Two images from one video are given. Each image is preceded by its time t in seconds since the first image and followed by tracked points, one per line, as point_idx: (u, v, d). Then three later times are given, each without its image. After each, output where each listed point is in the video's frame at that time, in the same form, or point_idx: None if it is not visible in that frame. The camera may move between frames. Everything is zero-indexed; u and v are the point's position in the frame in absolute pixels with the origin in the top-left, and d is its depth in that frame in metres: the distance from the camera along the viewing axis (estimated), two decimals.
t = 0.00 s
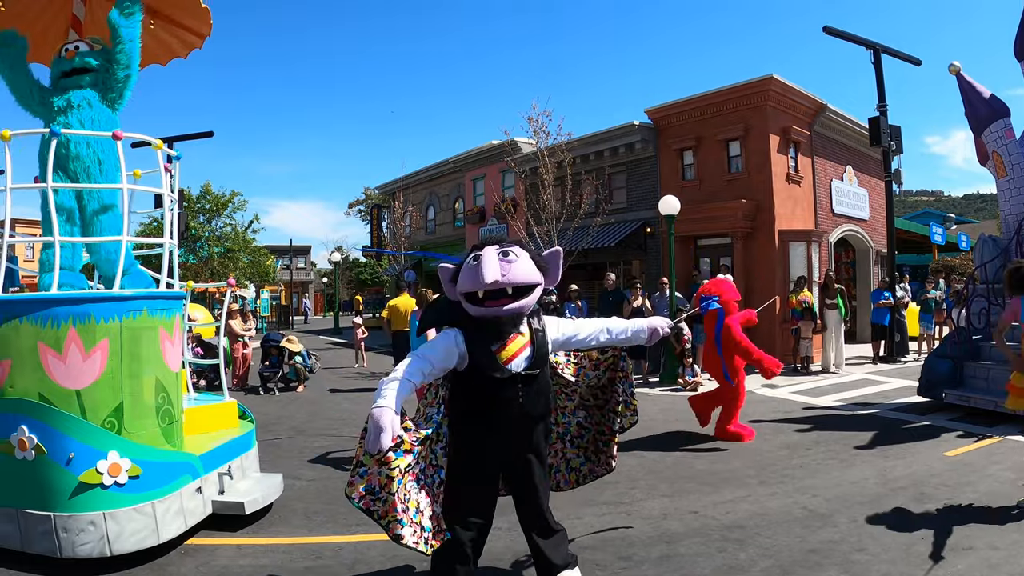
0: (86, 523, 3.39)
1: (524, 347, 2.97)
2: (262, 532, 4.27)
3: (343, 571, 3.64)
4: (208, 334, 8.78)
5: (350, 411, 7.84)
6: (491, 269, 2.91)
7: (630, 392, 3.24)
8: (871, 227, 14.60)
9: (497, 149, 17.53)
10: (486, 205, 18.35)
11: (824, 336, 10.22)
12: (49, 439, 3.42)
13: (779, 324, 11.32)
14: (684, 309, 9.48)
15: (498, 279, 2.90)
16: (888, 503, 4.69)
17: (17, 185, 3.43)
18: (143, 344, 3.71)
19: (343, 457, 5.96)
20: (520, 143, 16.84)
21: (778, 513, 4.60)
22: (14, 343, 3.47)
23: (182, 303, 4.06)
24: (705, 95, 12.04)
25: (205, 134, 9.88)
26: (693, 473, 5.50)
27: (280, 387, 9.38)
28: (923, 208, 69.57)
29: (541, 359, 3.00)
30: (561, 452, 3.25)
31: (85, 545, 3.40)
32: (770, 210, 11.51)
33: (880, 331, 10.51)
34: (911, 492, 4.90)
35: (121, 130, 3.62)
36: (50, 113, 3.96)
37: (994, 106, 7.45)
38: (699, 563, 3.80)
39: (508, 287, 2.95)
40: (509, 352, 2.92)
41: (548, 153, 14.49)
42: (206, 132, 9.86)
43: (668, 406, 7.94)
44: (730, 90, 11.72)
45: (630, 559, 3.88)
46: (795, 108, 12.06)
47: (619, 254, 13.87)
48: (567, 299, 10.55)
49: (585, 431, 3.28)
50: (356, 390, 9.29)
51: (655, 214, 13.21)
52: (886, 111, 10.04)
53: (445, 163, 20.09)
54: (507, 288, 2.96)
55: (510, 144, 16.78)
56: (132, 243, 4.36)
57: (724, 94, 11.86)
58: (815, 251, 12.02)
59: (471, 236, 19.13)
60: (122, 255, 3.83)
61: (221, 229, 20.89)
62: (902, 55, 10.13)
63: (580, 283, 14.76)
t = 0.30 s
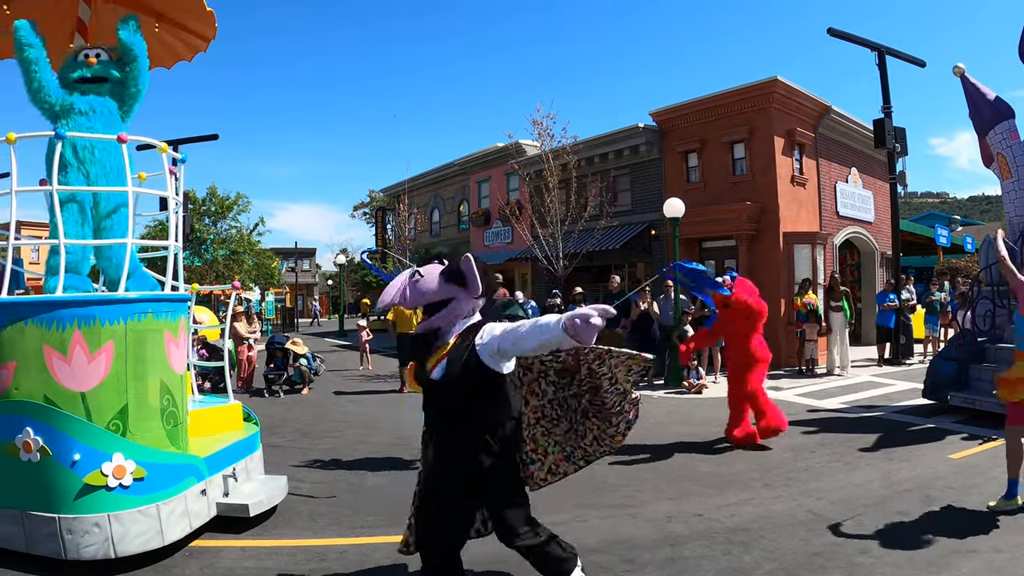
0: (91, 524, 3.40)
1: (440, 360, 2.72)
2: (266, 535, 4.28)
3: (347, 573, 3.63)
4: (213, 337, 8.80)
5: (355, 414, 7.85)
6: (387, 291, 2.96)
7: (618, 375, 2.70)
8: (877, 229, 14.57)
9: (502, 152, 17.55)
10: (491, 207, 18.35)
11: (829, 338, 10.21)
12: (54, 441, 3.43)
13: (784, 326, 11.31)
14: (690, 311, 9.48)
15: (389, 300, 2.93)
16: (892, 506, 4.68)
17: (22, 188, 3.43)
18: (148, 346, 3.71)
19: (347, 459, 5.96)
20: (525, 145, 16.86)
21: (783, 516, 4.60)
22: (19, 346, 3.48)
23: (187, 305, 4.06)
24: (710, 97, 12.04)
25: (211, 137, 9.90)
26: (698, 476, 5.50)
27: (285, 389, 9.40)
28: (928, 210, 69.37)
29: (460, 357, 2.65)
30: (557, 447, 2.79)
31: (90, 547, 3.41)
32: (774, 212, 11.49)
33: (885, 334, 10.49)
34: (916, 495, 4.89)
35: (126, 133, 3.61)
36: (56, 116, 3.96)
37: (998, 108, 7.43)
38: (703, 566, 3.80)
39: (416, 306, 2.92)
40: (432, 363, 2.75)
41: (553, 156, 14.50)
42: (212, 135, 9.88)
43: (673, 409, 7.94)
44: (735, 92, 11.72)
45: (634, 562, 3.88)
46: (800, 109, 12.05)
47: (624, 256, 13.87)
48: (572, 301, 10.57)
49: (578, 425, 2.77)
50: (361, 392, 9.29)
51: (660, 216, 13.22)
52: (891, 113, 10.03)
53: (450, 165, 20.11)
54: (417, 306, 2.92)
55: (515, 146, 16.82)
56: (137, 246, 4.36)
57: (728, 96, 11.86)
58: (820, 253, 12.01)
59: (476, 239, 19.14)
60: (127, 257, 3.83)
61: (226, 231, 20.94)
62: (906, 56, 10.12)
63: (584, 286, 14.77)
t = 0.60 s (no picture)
0: (94, 524, 3.41)
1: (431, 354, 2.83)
2: (269, 534, 4.27)
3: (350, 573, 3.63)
4: (218, 337, 8.81)
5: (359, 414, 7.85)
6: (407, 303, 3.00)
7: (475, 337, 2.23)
8: (881, 230, 14.54)
9: (506, 152, 17.55)
10: (495, 208, 18.35)
11: (833, 338, 10.19)
12: (58, 440, 3.43)
13: (788, 326, 11.30)
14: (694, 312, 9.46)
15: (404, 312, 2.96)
16: (896, 507, 4.68)
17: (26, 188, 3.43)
18: (152, 346, 3.70)
19: (351, 459, 5.97)
20: (529, 145, 16.87)
21: (786, 517, 4.59)
22: (23, 346, 3.48)
23: (191, 305, 4.06)
24: (713, 97, 12.05)
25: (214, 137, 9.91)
26: (702, 476, 5.49)
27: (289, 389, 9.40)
28: (932, 210, 69.19)
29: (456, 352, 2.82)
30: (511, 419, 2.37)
31: (93, 546, 3.41)
32: (778, 212, 11.48)
33: (890, 334, 10.48)
34: (920, 496, 4.88)
35: (130, 133, 3.61)
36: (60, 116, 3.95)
37: (1003, 108, 7.41)
38: (707, 566, 3.79)
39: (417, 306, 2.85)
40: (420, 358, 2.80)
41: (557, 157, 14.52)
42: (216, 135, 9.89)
43: (677, 410, 7.93)
44: (738, 92, 11.71)
45: (637, 562, 3.88)
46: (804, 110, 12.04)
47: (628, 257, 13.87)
48: (576, 302, 10.57)
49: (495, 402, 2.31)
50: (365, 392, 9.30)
51: (663, 216, 13.21)
52: (895, 113, 10.01)
53: (454, 165, 20.12)
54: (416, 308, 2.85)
55: (518, 146, 16.84)
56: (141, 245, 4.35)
57: (731, 96, 11.85)
58: (824, 253, 12.00)
59: (480, 239, 19.15)
60: (131, 257, 3.82)
61: (230, 232, 20.96)
62: (910, 56, 10.10)
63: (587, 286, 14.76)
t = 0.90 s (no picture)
0: (96, 523, 3.41)
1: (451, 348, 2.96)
2: (270, 534, 4.27)
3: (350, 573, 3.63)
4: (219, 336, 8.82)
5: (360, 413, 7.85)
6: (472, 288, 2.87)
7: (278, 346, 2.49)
8: (883, 229, 14.52)
9: (507, 152, 17.55)
10: (496, 207, 18.35)
11: (836, 338, 10.18)
12: (60, 440, 3.43)
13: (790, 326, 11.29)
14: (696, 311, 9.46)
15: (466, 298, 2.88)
16: (898, 507, 4.67)
17: (28, 187, 3.43)
18: (153, 346, 3.70)
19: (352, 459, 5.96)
20: (531, 145, 16.87)
21: (788, 516, 4.58)
22: (25, 345, 3.48)
23: (192, 304, 4.06)
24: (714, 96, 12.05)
25: (216, 137, 9.90)
26: (704, 476, 5.49)
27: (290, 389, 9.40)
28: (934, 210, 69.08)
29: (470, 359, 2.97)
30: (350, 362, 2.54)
31: (95, 546, 3.41)
32: (780, 211, 11.47)
33: (891, 333, 10.48)
34: (921, 495, 4.88)
35: (131, 132, 3.60)
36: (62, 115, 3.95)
37: (1004, 107, 7.39)
38: (709, 566, 3.79)
39: (441, 301, 2.87)
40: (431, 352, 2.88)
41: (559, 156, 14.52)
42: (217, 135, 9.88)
43: (678, 409, 7.93)
44: (740, 91, 11.70)
45: (638, 561, 3.87)
46: (806, 109, 12.03)
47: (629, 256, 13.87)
48: (578, 301, 10.57)
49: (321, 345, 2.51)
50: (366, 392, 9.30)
51: (665, 216, 13.21)
52: (897, 112, 10.01)
53: (456, 165, 20.12)
54: (440, 301, 2.88)
55: (520, 146, 16.87)
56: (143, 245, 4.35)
57: (733, 95, 11.83)
58: (825, 252, 11.99)
59: (481, 239, 19.15)
60: (133, 257, 3.82)
61: (232, 231, 20.95)
62: (912, 55, 10.09)
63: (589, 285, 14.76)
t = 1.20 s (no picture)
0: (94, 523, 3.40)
1: (415, 340, 3.09)
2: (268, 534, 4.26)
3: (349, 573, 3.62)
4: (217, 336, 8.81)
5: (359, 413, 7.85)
6: (389, 278, 3.05)
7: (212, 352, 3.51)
8: (882, 229, 14.53)
9: (506, 151, 17.54)
10: (495, 207, 18.34)
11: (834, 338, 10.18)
12: (57, 440, 3.42)
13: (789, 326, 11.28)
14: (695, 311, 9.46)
15: (397, 288, 3.04)
16: (897, 506, 4.67)
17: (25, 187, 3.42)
18: (151, 345, 3.69)
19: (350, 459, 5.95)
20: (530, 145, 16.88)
21: (787, 516, 4.58)
22: (22, 345, 3.48)
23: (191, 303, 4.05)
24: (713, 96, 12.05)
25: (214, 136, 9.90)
26: (702, 476, 5.48)
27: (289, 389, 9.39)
28: (933, 208, 69.24)
29: (427, 350, 3.07)
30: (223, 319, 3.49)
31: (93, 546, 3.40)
32: (779, 211, 11.48)
33: (890, 333, 10.48)
34: (920, 495, 4.88)
35: (129, 132, 3.59)
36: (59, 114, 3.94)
37: (1003, 108, 7.40)
38: (708, 565, 3.79)
39: (408, 296, 3.09)
40: (392, 347, 3.05)
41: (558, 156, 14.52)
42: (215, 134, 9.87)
43: (677, 409, 7.93)
44: (739, 91, 11.70)
45: (637, 561, 3.87)
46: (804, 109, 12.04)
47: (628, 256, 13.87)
48: (577, 300, 10.56)
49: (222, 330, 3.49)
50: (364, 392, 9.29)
51: (664, 215, 13.21)
52: (895, 112, 10.01)
53: (455, 164, 20.11)
54: (407, 296, 3.09)
55: (519, 146, 16.89)
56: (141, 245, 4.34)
57: (732, 95, 11.83)
58: (824, 252, 11.98)
59: (480, 238, 19.15)
60: (131, 256, 3.82)
61: (230, 230, 20.91)
62: (911, 56, 10.10)
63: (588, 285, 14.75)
